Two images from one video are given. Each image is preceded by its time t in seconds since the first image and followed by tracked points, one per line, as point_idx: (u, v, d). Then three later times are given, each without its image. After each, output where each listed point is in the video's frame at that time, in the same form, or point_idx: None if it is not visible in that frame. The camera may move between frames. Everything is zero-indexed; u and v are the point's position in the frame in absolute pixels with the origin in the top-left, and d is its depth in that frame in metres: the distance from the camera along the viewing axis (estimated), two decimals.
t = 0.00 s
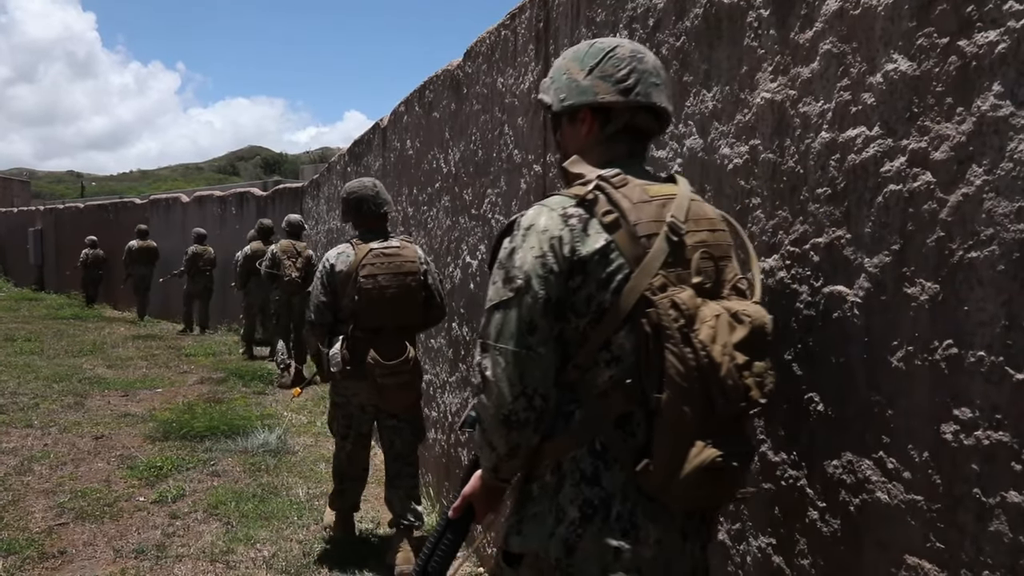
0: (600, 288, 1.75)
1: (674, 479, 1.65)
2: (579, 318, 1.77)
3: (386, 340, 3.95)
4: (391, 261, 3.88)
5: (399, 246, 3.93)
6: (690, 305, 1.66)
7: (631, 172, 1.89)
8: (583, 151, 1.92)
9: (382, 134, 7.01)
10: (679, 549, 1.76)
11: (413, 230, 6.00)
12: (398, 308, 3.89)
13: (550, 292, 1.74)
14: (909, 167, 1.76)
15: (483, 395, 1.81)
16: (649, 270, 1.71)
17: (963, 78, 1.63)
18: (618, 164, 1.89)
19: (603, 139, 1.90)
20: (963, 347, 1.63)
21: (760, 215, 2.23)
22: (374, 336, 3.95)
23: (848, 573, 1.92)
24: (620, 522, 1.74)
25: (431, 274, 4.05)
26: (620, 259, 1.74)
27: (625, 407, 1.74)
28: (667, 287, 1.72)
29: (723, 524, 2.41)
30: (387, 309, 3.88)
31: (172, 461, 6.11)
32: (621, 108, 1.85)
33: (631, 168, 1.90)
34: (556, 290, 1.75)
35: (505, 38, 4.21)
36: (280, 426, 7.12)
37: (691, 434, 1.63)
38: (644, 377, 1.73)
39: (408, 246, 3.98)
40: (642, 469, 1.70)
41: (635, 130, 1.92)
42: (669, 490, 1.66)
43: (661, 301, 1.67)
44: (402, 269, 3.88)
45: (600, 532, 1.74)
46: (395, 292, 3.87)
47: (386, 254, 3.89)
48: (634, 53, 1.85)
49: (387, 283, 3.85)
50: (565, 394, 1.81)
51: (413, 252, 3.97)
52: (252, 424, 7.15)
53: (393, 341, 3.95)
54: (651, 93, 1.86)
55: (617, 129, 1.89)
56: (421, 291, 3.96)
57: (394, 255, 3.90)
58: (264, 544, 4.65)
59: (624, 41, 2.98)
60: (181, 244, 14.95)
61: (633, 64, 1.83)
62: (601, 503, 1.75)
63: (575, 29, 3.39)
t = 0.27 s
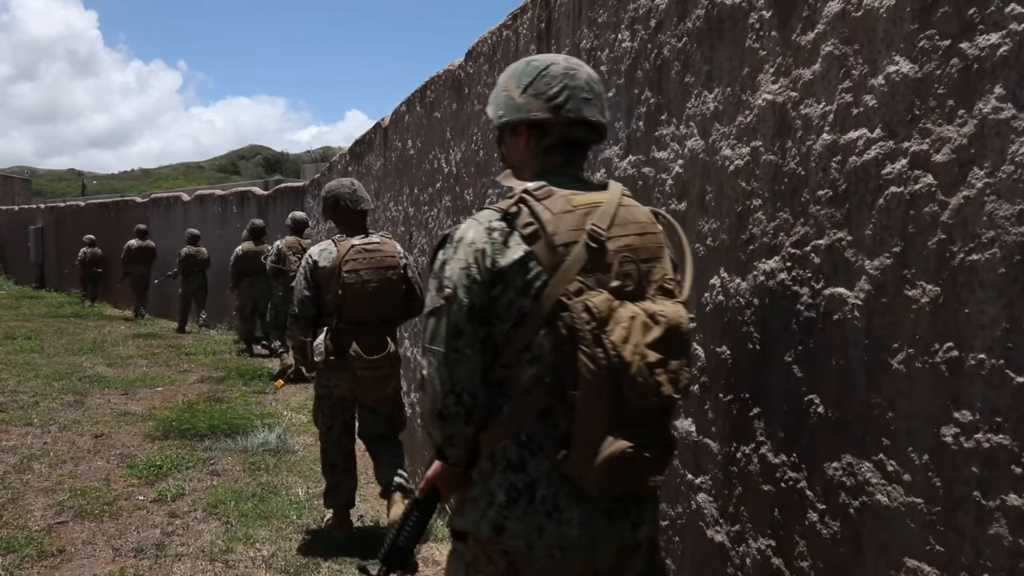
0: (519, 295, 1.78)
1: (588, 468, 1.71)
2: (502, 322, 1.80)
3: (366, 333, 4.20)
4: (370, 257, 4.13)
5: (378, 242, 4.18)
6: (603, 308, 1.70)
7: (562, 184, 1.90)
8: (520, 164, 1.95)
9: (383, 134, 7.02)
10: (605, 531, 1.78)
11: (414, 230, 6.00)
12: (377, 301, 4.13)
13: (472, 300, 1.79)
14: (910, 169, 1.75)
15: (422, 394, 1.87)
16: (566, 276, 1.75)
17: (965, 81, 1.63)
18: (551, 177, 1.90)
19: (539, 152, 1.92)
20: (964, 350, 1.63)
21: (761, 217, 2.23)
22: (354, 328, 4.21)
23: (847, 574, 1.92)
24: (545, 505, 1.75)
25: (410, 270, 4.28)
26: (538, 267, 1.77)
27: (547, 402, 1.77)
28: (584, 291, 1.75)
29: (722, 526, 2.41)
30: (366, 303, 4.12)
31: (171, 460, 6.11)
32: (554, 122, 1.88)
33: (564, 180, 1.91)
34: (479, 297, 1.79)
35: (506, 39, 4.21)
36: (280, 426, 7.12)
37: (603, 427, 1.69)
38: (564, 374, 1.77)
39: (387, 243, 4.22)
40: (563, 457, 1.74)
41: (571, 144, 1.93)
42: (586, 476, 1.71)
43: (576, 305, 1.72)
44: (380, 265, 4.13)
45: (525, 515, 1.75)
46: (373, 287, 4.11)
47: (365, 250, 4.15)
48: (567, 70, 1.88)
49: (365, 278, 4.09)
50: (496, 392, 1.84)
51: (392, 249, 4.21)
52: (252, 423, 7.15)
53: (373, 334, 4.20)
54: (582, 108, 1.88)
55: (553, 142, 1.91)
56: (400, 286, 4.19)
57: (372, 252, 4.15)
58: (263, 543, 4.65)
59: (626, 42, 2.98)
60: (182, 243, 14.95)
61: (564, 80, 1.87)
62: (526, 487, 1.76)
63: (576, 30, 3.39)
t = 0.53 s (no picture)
0: (451, 284, 1.94)
1: (517, 444, 1.86)
2: (438, 310, 1.96)
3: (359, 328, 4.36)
4: (360, 255, 4.33)
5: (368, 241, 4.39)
6: (526, 297, 1.84)
7: (498, 178, 2.08)
8: (466, 160, 2.16)
9: (383, 134, 7.02)
10: (540, 503, 1.91)
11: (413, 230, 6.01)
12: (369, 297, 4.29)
13: (409, 290, 1.95)
14: (909, 169, 1.75)
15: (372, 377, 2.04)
16: (493, 266, 1.90)
17: (964, 82, 1.63)
18: (492, 170, 2.10)
19: (479, 148, 2.12)
20: (963, 351, 1.63)
21: (760, 217, 2.23)
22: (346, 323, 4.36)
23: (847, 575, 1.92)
24: (481, 477, 1.91)
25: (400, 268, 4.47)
26: (468, 259, 1.93)
27: (481, 384, 1.93)
28: (511, 280, 1.90)
29: (722, 526, 2.41)
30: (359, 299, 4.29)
31: (171, 460, 6.11)
32: (488, 120, 2.08)
33: (501, 174, 2.10)
34: (416, 288, 1.95)
35: (506, 39, 4.21)
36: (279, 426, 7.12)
37: (525, 407, 1.84)
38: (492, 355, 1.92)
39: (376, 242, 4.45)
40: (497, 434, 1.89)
41: (510, 139, 2.12)
42: (516, 451, 1.86)
43: (501, 293, 1.87)
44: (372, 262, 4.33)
45: (461, 486, 1.91)
46: (365, 283, 4.29)
47: (356, 248, 4.35)
48: (500, 72, 2.08)
49: (358, 274, 4.28)
50: (439, 373, 2.00)
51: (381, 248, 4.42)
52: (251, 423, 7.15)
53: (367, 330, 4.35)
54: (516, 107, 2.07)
55: (491, 139, 2.11)
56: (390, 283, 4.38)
57: (363, 250, 4.34)
58: (263, 543, 4.65)
59: (625, 43, 2.98)
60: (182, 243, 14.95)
61: (498, 81, 2.07)
62: (464, 462, 1.92)
63: (576, 30, 3.39)
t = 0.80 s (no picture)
0: (426, 281, 2.12)
1: (491, 432, 2.03)
2: (415, 307, 2.13)
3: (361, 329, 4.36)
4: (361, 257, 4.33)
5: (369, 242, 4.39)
6: (497, 292, 2.02)
7: (473, 177, 2.28)
8: (444, 162, 2.37)
9: (382, 134, 7.01)
10: (517, 490, 2.08)
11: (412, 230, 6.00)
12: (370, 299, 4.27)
13: (387, 289, 2.13)
14: (907, 167, 1.75)
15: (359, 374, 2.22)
16: (466, 264, 2.08)
17: (962, 79, 1.62)
18: (466, 170, 2.30)
19: (455, 150, 2.32)
20: (961, 348, 1.63)
21: (759, 215, 2.23)
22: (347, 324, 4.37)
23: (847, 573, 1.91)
24: (460, 467, 2.08)
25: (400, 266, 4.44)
26: (441, 257, 2.11)
27: (457, 376, 2.10)
28: (483, 277, 2.07)
29: (721, 525, 2.41)
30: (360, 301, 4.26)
31: (171, 462, 6.10)
32: (461, 124, 2.27)
33: (475, 173, 2.29)
34: (394, 286, 2.13)
35: (504, 38, 4.21)
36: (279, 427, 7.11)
37: (498, 397, 2.01)
38: (466, 348, 2.10)
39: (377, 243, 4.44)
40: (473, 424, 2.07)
41: (483, 141, 2.31)
42: (491, 440, 2.03)
43: (473, 290, 2.04)
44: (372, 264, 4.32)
45: (443, 475, 2.08)
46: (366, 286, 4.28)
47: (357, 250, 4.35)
48: (473, 77, 2.27)
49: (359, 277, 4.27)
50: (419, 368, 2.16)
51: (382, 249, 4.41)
52: (251, 425, 7.15)
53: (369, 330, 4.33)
54: (487, 110, 2.27)
55: (465, 142, 2.30)
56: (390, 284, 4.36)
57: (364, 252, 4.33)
58: (263, 544, 4.65)
59: (624, 42, 2.98)
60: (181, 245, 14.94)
61: (471, 87, 2.26)
62: (443, 452, 2.10)
63: (574, 30, 3.38)
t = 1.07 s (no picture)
0: (421, 274, 2.27)
1: (483, 416, 2.17)
2: (412, 298, 2.28)
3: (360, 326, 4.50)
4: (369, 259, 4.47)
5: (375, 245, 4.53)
6: (489, 283, 2.16)
7: (464, 181, 2.45)
8: (437, 166, 2.52)
9: (380, 131, 7.01)
10: (508, 472, 2.25)
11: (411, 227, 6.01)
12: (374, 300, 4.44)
13: (384, 281, 2.27)
14: (905, 159, 1.75)
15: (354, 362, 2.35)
16: (459, 258, 2.22)
17: (960, 70, 1.62)
18: (459, 174, 2.46)
19: (448, 155, 2.48)
20: (961, 340, 1.63)
21: (757, 209, 2.22)
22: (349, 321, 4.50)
23: (848, 566, 1.92)
24: (453, 450, 2.25)
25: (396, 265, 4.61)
26: (436, 251, 2.25)
27: (450, 363, 2.25)
28: (475, 269, 2.21)
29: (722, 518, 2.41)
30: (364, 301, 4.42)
31: (172, 461, 6.11)
32: (454, 131, 2.43)
33: (466, 177, 2.46)
34: (390, 278, 2.27)
35: (501, 34, 4.20)
36: (279, 425, 7.11)
37: (490, 382, 2.14)
38: (460, 337, 2.24)
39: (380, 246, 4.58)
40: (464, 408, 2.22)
41: (474, 147, 2.48)
42: (483, 423, 2.17)
43: (466, 281, 2.18)
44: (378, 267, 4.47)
45: (435, 457, 2.25)
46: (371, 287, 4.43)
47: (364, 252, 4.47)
48: (465, 89, 2.44)
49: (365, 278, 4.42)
50: (415, 355, 2.33)
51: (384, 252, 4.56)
52: (251, 423, 7.15)
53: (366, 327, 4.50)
54: (479, 120, 2.44)
55: (457, 148, 2.47)
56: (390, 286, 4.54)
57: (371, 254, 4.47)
58: (264, 542, 4.65)
59: (621, 36, 2.97)
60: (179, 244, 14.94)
61: (463, 97, 2.43)
62: (436, 436, 2.27)
63: (571, 24, 3.38)
